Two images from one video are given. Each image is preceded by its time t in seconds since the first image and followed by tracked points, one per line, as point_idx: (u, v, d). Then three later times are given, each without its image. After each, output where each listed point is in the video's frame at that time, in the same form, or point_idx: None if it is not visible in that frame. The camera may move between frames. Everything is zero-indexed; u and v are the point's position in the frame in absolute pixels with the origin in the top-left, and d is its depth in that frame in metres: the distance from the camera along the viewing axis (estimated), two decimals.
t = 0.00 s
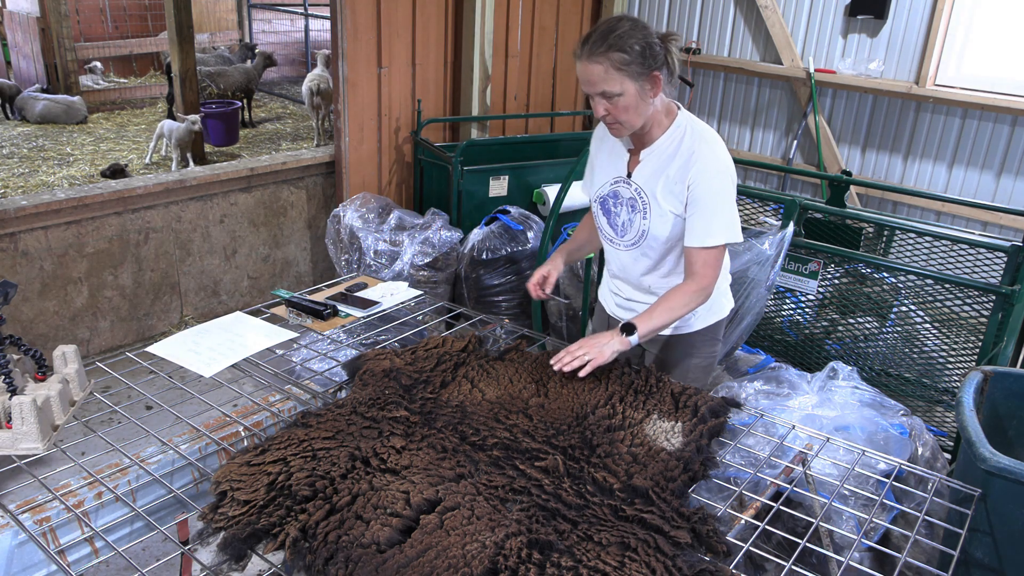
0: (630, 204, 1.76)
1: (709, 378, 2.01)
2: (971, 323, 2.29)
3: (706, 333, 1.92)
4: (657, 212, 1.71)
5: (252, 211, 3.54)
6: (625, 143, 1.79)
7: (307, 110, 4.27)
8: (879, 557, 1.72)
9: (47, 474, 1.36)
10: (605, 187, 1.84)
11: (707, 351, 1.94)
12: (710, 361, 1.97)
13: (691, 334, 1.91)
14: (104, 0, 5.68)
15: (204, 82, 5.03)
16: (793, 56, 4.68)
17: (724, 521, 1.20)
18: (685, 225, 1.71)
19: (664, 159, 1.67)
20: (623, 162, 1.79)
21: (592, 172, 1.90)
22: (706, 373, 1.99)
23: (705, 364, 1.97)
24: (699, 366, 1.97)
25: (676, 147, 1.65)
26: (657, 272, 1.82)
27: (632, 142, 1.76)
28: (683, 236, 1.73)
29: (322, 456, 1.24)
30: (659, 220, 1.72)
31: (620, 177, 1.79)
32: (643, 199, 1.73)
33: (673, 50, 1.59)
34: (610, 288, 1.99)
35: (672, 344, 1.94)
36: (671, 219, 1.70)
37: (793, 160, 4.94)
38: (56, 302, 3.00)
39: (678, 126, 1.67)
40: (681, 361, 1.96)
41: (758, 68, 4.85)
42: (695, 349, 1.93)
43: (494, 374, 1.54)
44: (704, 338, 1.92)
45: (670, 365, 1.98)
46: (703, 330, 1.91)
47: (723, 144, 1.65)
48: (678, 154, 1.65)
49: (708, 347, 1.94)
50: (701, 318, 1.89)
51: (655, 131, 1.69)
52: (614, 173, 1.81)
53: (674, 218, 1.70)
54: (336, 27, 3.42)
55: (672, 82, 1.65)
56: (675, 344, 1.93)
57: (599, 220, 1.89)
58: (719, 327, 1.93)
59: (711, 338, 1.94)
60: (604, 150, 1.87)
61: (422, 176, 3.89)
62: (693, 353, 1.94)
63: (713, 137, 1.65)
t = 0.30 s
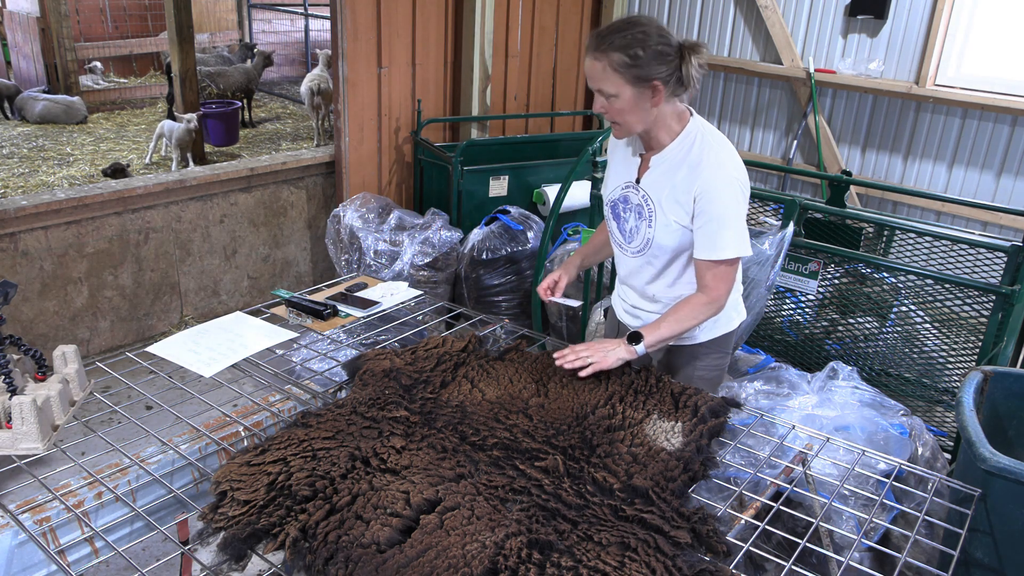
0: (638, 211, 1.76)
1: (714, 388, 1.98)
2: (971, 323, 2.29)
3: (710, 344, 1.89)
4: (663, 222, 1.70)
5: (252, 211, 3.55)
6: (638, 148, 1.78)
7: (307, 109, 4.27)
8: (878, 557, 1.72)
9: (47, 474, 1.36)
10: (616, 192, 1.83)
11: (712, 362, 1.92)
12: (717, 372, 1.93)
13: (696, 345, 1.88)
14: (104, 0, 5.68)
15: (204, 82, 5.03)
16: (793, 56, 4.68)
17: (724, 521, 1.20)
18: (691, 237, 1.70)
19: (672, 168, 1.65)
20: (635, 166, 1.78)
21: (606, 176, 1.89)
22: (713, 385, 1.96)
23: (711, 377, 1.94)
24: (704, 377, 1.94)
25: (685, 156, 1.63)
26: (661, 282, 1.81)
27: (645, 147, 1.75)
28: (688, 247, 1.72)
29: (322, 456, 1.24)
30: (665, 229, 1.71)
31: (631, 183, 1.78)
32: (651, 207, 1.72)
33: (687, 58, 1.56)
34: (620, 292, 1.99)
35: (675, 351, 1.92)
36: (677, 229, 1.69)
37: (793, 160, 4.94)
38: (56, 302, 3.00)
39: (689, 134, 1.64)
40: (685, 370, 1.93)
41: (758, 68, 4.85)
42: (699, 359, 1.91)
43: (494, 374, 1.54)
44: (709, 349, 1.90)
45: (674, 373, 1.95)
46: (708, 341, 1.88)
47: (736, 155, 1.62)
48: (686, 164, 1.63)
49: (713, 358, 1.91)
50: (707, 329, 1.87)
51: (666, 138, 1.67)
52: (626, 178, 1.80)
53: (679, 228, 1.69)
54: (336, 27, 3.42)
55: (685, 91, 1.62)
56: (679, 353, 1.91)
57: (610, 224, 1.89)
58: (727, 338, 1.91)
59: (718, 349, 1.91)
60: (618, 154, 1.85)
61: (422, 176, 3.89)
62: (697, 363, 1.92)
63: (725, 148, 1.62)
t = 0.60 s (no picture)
0: (635, 215, 1.76)
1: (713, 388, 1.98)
2: (971, 323, 2.29)
3: (707, 347, 1.89)
4: (661, 225, 1.70)
5: (252, 211, 3.55)
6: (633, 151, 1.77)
7: (307, 109, 4.27)
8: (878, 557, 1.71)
9: (47, 474, 1.36)
10: (613, 197, 1.82)
11: (708, 365, 1.92)
12: (714, 374, 1.94)
13: (693, 347, 1.89)
14: (104, 0, 5.68)
15: (204, 82, 5.03)
16: (793, 56, 4.68)
17: (724, 521, 1.20)
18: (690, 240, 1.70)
19: (669, 172, 1.65)
20: (631, 171, 1.77)
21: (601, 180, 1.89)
22: (710, 384, 1.96)
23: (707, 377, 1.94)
24: (701, 377, 1.95)
25: (680, 160, 1.63)
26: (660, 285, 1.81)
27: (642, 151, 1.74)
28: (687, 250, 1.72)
29: (322, 456, 1.24)
30: (663, 233, 1.71)
31: (626, 187, 1.77)
32: (647, 211, 1.72)
33: (674, 70, 1.55)
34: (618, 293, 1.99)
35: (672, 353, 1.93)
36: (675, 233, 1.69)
37: (794, 160, 4.94)
38: (56, 302, 3.00)
39: (684, 138, 1.63)
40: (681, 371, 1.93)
41: (758, 67, 4.85)
42: (696, 360, 1.91)
43: (494, 374, 1.54)
44: (707, 351, 1.90)
45: (671, 373, 1.96)
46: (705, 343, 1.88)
47: (732, 158, 1.61)
48: (682, 167, 1.62)
49: (710, 360, 1.91)
50: (704, 330, 1.87)
51: (662, 143, 1.66)
52: (622, 183, 1.79)
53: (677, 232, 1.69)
54: (336, 27, 3.42)
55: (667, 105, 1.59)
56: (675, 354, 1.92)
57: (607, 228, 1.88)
58: (724, 341, 1.90)
59: (715, 351, 1.91)
60: (614, 158, 1.84)
61: (422, 176, 3.89)
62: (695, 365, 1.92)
63: (721, 151, 1.61)
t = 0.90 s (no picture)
0: (592, 210, 1.76)
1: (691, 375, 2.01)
2: (971, 323, 2.29)
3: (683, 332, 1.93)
4: (617, 216, 1.70)
5: (252, 211, 3.55)
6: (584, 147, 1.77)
7: (307, 109, 4.27)
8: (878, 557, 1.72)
9: (47, 474, 1.36)
10: (569, 195, 1.82)
11: (685, 349, 1.95)
12: (691, 359, 1.98)
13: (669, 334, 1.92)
14: (104, 0, 5.68)
15: (204, 82, 5.03)
16: (793, 56, 4.68)
17: (724, 521, 1.20)
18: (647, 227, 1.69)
19: (619, 163, 1.65)
20: (584, 166, 1.76)
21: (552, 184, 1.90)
22: (688, 370, 1.99)
23: (686, 362, 1.98)
24: (679, 362, 1.98)
25: (629, 150, 1.63)
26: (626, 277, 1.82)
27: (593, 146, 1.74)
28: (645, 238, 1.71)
29: (322, 456, 1.24)
30: (619, 223, 1.71)
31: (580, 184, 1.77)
32: (603, 204, 1.72)
33: (618, 67, 1.56)
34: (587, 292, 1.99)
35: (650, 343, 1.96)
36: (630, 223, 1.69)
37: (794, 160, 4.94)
38: (56, 302, 3.00)
39: (629, 128, 1.64)
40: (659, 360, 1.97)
41: (758, 67, 4.85)
42: (673, 347, 1.94)
43: (494, 374, 1.54)
44: (682, 336, 1.94)
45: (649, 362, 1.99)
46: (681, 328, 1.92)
47: (679, 142, 1.60)
48: (630, 157, 1.62)
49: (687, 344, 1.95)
50: (677, 317, 1.91)
51: (609, 136, 1.67)
52: (575, 180, 1.79)
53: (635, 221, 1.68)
54: (336, 27, 3.41)
55: (613, 99, 1.60)
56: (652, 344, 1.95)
57: (567, 227, 1.88)
58: (695, 324, 1.94)
59: (689, 335, 1.94)
60: (565, 158, 1.84)
61: (422, 176, 3.88)
62: (672, 352, 1.96)
63: (667, 136, 1.61)
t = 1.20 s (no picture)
0: (543, 208, 1.79)
1: (671, 356, 2.08)
2: (971, 323, 2.29)
3: (661, 312, 2.00)
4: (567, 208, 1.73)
5: (252, 211, 3.55)
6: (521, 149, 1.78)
7: (307, 109, 4.27)
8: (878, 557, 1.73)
9: (48, 474, 1.36)
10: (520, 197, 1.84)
11: (663, 329, 2.02)
12: (670, 339, 2.05)
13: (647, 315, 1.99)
14: (104, 0, 5.68)
15: (204, 82, 5.04)
16: (793, 56, 4.68)
17: (724, 521, 1.20)
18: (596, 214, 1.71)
19: (558, 158, 1.67)
20: (527, 167, 1.76)
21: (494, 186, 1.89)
22: (667, 351, 2.07)
23: (666, 341, 2.05)
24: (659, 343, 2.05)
25: (567, 146, 1.65)
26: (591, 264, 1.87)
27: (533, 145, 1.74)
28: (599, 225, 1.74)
29: (322, 456, 1.24)
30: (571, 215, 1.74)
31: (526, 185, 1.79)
32: (551, 201, 1.75)
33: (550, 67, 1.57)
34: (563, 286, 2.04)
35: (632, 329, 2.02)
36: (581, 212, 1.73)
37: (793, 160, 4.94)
38: (56, 302, 3.00)
39: (563, 123, 1.66)
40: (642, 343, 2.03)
41: (758, 68, 4.85)
42: (652, 328, 2.02)
43: (494, 374, 1.54)
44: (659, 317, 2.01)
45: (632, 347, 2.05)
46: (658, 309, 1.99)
47: (612, 131, 1.62)
48: (568, 153, 1.65)
49: (665, 324, 2.02)
50: (652, 298, 1.98)
51: (546, 135, 1.68)
52: (519, 181, 1.80)
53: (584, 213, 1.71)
54: (336, 26, 3.41)
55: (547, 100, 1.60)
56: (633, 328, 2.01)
57: (527, 227, 1.91)
58: (671, 304, 2.01)
59: (665, 316, 2.02)
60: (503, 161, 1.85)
61: (422, 176, 3.90)
62: (652, 333, 2.02)
63: (602, 127, 1.63)
